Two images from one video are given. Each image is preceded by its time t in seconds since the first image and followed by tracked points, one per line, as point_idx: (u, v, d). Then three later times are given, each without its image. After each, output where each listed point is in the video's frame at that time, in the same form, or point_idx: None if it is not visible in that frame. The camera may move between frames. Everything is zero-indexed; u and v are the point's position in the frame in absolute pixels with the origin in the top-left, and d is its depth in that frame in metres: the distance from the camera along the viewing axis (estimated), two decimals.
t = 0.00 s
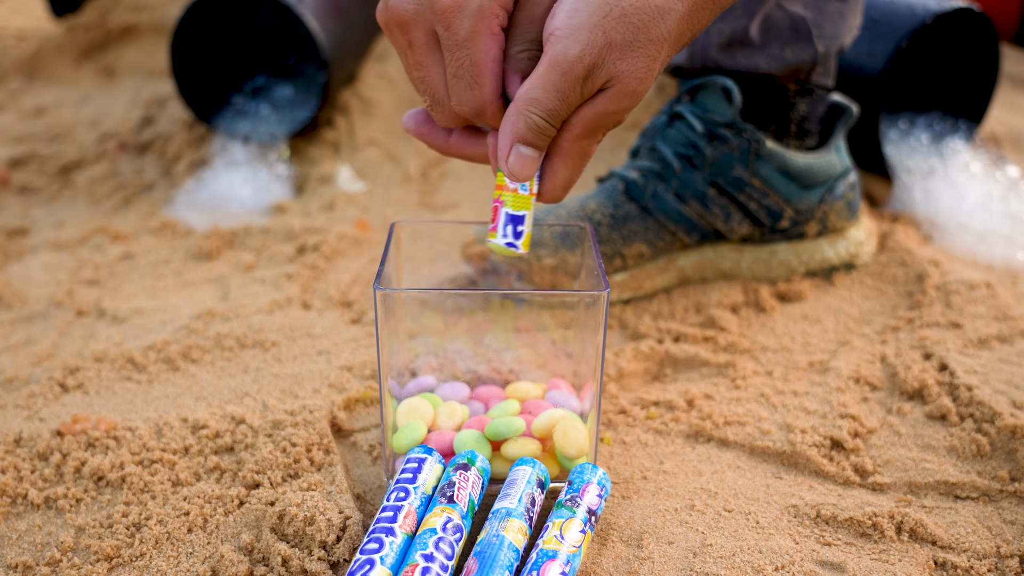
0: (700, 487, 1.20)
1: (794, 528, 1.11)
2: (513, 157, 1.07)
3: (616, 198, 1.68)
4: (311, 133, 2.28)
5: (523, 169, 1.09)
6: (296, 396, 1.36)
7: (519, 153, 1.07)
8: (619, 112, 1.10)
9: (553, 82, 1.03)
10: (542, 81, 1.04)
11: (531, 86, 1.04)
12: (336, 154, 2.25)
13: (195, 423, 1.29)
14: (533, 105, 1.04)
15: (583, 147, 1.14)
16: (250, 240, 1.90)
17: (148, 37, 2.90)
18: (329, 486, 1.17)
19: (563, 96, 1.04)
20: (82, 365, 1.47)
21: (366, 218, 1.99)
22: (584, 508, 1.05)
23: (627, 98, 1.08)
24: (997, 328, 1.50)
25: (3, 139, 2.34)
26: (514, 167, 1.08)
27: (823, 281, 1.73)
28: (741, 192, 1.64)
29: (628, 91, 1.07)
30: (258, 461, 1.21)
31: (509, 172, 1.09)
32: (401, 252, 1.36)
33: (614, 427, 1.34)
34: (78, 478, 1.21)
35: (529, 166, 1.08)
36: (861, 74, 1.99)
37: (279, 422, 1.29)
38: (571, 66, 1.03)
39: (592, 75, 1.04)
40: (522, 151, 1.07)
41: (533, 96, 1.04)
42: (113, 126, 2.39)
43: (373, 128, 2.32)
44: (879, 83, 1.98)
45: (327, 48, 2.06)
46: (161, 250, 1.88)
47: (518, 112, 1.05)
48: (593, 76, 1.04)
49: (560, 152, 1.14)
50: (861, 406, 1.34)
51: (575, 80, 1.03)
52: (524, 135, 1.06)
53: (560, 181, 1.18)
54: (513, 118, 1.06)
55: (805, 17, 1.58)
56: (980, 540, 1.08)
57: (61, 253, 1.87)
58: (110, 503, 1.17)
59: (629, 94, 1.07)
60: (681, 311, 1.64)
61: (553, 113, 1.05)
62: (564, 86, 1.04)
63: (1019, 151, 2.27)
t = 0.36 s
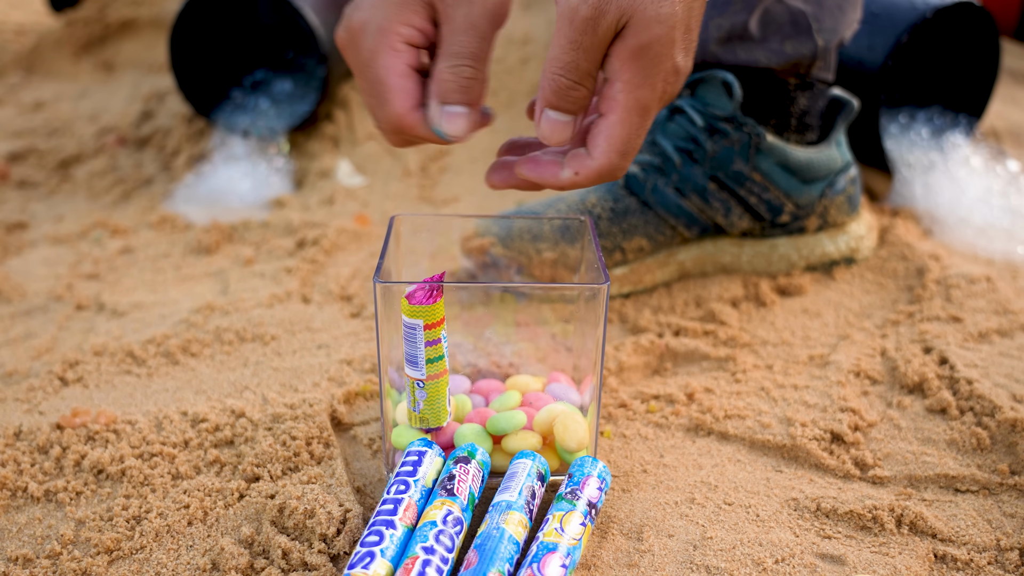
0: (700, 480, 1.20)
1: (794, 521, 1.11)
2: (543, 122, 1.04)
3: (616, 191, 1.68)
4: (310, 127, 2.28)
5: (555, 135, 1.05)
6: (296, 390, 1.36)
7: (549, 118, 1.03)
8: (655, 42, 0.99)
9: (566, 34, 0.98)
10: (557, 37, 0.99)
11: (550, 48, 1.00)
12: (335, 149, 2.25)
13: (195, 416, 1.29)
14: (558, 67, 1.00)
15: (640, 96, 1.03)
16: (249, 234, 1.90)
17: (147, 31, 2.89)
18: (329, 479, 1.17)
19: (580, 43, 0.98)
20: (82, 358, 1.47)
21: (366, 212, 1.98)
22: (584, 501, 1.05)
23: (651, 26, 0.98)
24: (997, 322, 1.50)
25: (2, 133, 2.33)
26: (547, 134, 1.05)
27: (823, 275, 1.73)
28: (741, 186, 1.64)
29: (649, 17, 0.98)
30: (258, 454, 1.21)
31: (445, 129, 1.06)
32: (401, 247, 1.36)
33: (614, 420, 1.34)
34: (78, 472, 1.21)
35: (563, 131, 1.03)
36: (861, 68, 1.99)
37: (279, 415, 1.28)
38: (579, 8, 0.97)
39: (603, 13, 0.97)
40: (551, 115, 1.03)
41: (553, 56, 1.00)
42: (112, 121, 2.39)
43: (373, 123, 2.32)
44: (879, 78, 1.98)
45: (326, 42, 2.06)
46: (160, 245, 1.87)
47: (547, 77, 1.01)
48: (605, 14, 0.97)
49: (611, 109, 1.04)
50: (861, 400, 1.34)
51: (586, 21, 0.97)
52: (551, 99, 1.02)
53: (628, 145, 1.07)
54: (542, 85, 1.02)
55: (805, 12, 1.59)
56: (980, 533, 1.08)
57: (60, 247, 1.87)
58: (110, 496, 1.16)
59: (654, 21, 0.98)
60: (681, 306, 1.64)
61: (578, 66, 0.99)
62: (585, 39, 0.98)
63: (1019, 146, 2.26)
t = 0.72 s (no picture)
0: (699, 475, 1.20)
1: (793, 516, 1.11)
2: (593, 161, 1.07)
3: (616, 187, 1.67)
4: (310, 123, 2.28)
5: (617, 175, 1.07)
6: (296, 385, 1.36)
7: (601, 157, 1.06)
8: (711, 63, 1.03)
9: (616, 71, 1.06)
10: (608, 77, 1.07)
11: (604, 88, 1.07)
12: (335, 144, 2.25)
13: (195, 411, 1.29)
14: (609, 104, 1.06)
15: (711, 119, 1.04)
16: (249, 230, 1.90)
17: (146, 27, 2.89)
18: (329, 474, 1.17)
19: (630, 75, 1.05)
20: (82, 354, 1.47)
21: (366, 208, 1.98)
22: (584, 496, 1.05)
23: (702, 48, 1.04)
24: (996, 318, 1.50)
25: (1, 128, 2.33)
26: (600, 175, 1.07)
27: (823, 271, 1.73)
28: (741, 181, 1.64)
29: (699, 42, 1.04)
30: (258, 449, 1.21)
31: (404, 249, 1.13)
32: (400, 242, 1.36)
33: (614, 416, 1.34)
34: (78, 467, 1.21)
35: (617, 169, 1.06)
36: (861, 64, 1.99)
37: (279, 410, 1.29)
38: (622, 47, 1.06)
39: (649, 45, 1.05)
40: (603, 152, 1.06)
41: (602, 93, 1.07)
42: (111, 116, 2.39)
43: (373, 118, 2.32)
44: (879, 73, 1.97)
45: (326, 37, 2.06)
46: (160, 240, 1.87)
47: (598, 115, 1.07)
48: (651, 45, 1.05)
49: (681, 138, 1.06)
50: (860, 395, 1.34)
51: (634, 54, 1.05)
52: (600, 138, 1.06)
53: (702, 175, 1.06)
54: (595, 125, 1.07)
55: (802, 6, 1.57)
56: (979, 528, 1.08)
57: (59, 243, 1.87)
58: (110, 491, 1.17)
59: (705, 44, 1.04)
60: (680, 301, 1.64)
61: (631, 99, 1.05)
62: (634, 71, 1.05)
63: (1019, 142, 2.27)
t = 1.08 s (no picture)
0: (699, 470, 1.20)
1: (792, 511, 1.12)
2: (563, 111, 1.04)
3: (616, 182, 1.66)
4: (310, 118, 2.27)
5: (582, 127, 1.04)
6: (295, 379, 1.37)
7: (570, 108, 1.03)
8: (717, 42, 1.08)
9: (610, 28, 1.04)
10: (601, 31, 1.05)
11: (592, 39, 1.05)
12: (334, 139, 2.25)
13: (194, 405, 1.29)
14: (595, 56, 1.03)
15: (708, 97, 1.10)
16: (249, 225, 1.90)
17: (146, 21, 2.89)
18: (328, 468, 1.17)
19: (625, 35, 1.03)
20: (81, 348, 1.47)
21: (366, 203, 1.98)
22: (583, 490, 1.05)
23: (712, 25, 1.07)
24: (996, 314, 1.50)
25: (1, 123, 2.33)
26: (566, 124, 1.04)
27: (822, 266, 1.73)
28: (741, 178, 1.64)
29: (708, 19, 1.07)
30: (258, 443, 1.21)
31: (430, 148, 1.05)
32: (400, 237, 1.37)
33: (613, 411, 1.34)
34: (78, 460, 1.21)
35: (584, 123, 1.03)
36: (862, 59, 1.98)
37: (278, 405, 1.29)
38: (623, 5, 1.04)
39: (653, 9, 1.03)
40: (575, 104, 1.03)
41: (590, 46, 1.04)
42: (111, 111, 2.38)
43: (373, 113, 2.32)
44: (879, 68, 1.98)
45: (326, 32, 2.05)
46: (160, 235, 1.87)
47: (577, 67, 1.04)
48: (655, 10, 1.04)
49: (675, 109, 1.12)
50: (860, 390, 1.34)
51: (633, 16, 1.03)
52: (578, 88, 1.03)
53: (683, 147, 1.13)
54: (573, 75, 1.04)
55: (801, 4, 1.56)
56: (978, 523, 1.08)
57: (59, 237, 1.87)
58: (110, 484, 1.17)
59: (713, 21, 1.07)
60: (680, 296, 1.64)
61: (618, 57, 1.03)
62: (631, 31, 1.03)
63: (1019, 137, 2.26)
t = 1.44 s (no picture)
0: (697, 462, 1.20)
1: (791, 502, 1.12)
2: (531, 148, 0.99)
3: (615, 176, 1.66)
4: (309, 111, 2.27)
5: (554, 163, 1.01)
6: (295, 370, 1.37)
7: (538, 144, 0.99)
8: (661, 86, 1.05)
9: (571, 65, 0.99)
10: (558, 65, 1.00)
11: (549, 73, 1.00)
12: (334, 132, 2.25)
13: (193, 397, 1.29)
14: (554, 91, 0.99)
15: (633, 133, 1.11)
16: (248, 217, 1.90)
17: (146, 15, 2.89)
18: (327, 460, 1.17)
19: (588, 77, 0.99)
20: (80, 339, 1.47)
21: (365, 195, 1.98)
22: (582, 482, 1.05)
23: (662, 71, 1.03)
24: (995, 307, 1.50)
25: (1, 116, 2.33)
26: (534, 161, 1.00)
27: (822, 260, 1.73)
28: (740, 171, 1.64)
29: (659, 64, 1.03)
30: (256, 435, 1.21)
31: (527, 64, 1.10)
32: (400, 230, 1.37)
33: (612, 403, 1.34)
34: (77, 452, 1.21)
35: (552, 159, 1.00)
36: (862, 52, 1.99)
37: (277, 396, 1.28)
38: (583, 43, 0.99)
39: (609, 48, 1.00)
40: (542, 141, 0.99)
41: (551, 81, 0.99)
42: (110, 103, 2.38)
43: (372, 106, 2.32)
44: (879, 62, 1.98)
45: (325, 25, 2.06)
46: (159, 227, 1.87)
47: (537, 102, 1.00)
48: (611, 49, 1.00)
49: (606, 138, 1.12)
50: (858, 382, 1.35)
51: (593, 58, 0.99)
52: (544, 124, 0.99)
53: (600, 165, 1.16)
54: (533, 108, 1.00)
55: None
56: (977, 515, 1.08)
57: (59, 229, 1.87)
58: (109, 476, 1.17)
59: (663, 68, 1.03)
60: (680, 289, 1.64)
61: (580, 96, 1.00)
62: (592, 71, 1.00)
63: (1019, 132, 2.26)
